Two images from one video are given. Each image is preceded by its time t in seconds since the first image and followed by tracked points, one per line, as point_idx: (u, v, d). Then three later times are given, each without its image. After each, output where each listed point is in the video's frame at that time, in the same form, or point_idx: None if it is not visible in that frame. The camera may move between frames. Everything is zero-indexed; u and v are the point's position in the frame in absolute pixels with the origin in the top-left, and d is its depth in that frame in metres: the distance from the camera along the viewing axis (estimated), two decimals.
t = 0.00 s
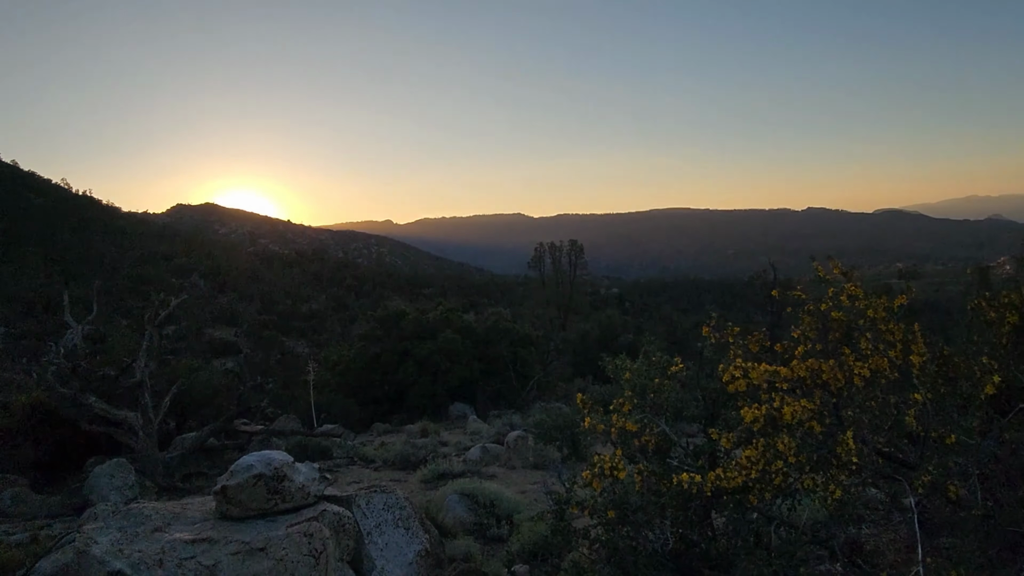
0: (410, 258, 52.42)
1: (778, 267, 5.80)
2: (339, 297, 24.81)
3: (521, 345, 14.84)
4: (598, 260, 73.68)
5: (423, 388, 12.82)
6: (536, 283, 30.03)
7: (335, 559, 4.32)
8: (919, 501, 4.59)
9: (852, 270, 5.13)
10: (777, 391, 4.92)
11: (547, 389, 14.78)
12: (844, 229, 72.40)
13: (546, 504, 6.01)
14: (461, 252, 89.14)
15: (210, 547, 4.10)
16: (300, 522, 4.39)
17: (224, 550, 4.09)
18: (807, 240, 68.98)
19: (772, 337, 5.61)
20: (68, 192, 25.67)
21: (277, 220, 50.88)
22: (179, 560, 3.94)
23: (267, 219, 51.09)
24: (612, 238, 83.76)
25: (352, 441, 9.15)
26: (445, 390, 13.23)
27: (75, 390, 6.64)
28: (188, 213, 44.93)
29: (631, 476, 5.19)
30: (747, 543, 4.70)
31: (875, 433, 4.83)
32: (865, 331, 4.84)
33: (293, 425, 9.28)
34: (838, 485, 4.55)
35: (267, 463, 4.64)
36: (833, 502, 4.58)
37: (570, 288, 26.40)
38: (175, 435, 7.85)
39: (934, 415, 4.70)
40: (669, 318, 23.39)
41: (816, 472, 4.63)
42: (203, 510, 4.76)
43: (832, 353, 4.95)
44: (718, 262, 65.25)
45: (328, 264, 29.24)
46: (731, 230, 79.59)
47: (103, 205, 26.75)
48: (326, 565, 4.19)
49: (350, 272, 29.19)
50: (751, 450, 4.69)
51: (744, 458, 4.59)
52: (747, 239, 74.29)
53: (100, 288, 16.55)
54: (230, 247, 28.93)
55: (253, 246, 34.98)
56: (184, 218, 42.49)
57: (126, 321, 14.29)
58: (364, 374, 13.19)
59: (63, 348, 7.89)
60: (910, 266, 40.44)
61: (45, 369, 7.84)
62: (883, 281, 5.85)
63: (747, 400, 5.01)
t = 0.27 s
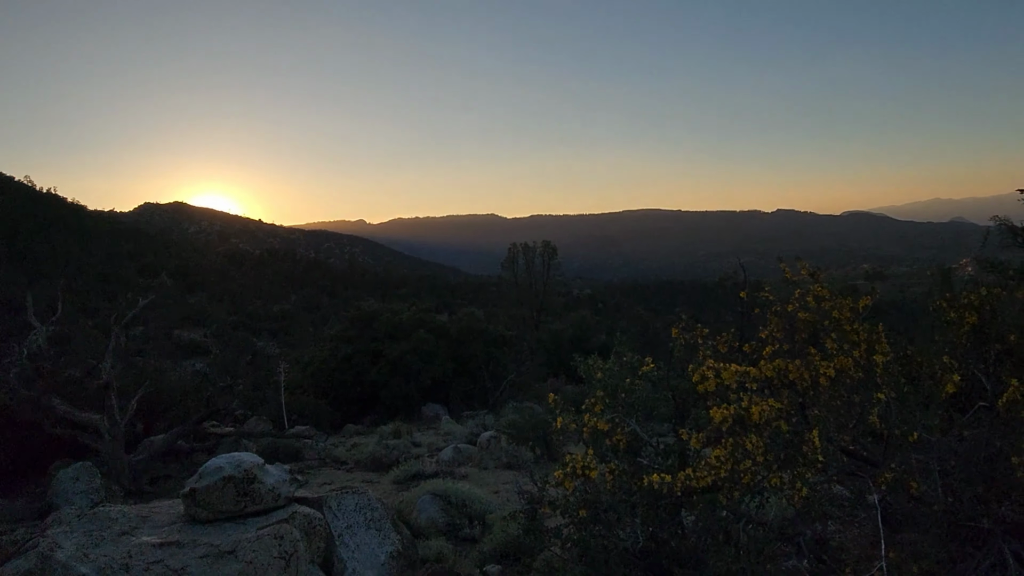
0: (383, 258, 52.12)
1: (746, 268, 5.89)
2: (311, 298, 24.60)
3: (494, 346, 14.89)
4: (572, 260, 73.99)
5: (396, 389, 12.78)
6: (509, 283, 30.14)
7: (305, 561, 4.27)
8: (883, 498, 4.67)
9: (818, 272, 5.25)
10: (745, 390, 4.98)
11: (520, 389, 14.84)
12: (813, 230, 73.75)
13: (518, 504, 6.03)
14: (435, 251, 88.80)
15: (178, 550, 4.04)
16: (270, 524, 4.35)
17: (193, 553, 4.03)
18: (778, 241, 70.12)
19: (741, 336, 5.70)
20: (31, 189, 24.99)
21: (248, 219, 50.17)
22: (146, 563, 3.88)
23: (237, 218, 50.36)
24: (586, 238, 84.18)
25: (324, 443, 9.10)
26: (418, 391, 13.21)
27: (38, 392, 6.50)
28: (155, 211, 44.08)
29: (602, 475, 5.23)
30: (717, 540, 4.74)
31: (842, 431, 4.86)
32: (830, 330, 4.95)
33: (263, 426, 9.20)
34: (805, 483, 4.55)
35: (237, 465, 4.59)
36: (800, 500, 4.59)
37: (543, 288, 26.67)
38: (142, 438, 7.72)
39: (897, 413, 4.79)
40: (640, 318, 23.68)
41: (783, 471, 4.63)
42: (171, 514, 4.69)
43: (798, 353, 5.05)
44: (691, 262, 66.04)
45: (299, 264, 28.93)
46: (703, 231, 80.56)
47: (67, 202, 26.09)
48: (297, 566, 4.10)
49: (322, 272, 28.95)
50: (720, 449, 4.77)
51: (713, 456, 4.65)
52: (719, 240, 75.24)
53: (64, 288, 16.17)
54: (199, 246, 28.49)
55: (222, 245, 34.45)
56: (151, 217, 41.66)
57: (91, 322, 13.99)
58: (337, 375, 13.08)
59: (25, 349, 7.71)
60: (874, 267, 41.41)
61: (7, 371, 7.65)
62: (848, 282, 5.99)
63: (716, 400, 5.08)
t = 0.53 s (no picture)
0: (370, 258, 51.93)
1: (730, 268, 5.93)
2: (297, 298, 24.47)
3: (480, 346, 14.88)
4: (560, 261, 74.04)
5: (382, 389, 12.75)
6: (496, 284, 30.13)
7: (289, 562, 4.24)
8: (864, 496, 4.70)
9: (801, 272, 5.29)
10: (729, 390, 5.02)
11: (507, 389, 14.84)
12: (798, 231, 74.36)
13: (503, 504, 6.05)
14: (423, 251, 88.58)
15: (159, 552, 4.01)
16: (253, 526, 4.32)
17: (174, 555, 3.99)
18: (764, 242, 70.56)
19: (725, 336, 5.74)
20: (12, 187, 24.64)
21: (233, 219, 49.79)
22: (127, 565, 3.84)
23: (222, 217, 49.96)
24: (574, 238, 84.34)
25: (309, 443, 9.06)
26: (405, 391, 13.18)
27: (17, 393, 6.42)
28: (139, 210, 43.62)
29: (587, 475, 5.25)
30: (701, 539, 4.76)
31: (824, 430, 4.93)
32: (814, 330, 5.00)
33: (248, 427, 9.15)
34: (788, 482, 4.62)
35: (220, 466, 4.55)
36: (783, 498, 4.66)
37: (530, 288, 26.69)
38: (124, 439, 7.65)
39: (879, 412, 4.83)
40: (626, 319, 23.74)
41: (767, 469, 4.69)
42: (153, 515, 4.65)
43: (782, 352, 5.09)
44: (678, 263, 66.38)
45: (285, 264, 28.74)
46: (690, 232, 80.93)
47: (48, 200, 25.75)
48: (280, 567, 4.09)
49: (308, 271, 28.80)
50: (704, 448, 4.80)
51: (698, 455, 4.68)
52: (706, 240, 75.59)
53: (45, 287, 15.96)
54: (183, 245, 28.24)
55: (207, 245, 34.16)
56: (135, 215, 41.22)
57: (73, 321, 13.83)
58: (322, 376, 13.01)
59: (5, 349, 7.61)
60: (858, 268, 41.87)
61: None
62: (831, 282, 6.04)
63: (700, 399, 5.11)
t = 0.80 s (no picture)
0: (364, 257, 51.87)
1: (722, 269, 5.94)
2: (290, 297, 24.43)
3: (474, 345, 14.88)
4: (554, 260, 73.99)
5: (374, 389, 12.75)
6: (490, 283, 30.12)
7: (277, 562, 4.24)
8: (854, 496, 4.70)
9: (792, 272, 5.29)
10: (719, 390, 5.02)
11: (499, 389, 14.84)
12: (793, 231, 74.52)
13: (494, 504, 6.07)
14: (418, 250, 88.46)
15: (147, 553, 4.01)
16: (241, 526, 4.32)
17: (162, 555, 4.00)
18: (759, 241, 70.65)
19: (716, 337, 5.75)
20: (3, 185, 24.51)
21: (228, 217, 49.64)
22: (114, 566, 3.85)
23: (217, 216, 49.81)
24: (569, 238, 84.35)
25: (301, 443, 9.06)
26: (397, 390, 13.18)
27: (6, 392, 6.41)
28: (131, 207, 43.44)
29: (577, 474, 5.25)
30: (691, 539, 4.76)
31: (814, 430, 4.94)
32: (804, 331, 5.01)
33: (239, 426, 9.14)
34: (778, 482, 4.62)
35: (208, 466, 4.55)
36: (772, 498, 4.67)
37: (524, 288, 26.67)
38: (115, 438, 7.64)
39: (868, 412, 4.83)
40: (620, 318, 23.74)
41: (757, 470, 4.70)
42: (140, 515, 4.65)
43: (772, 352, 5.10)
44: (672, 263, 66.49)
45: (278, 263, 28.66)
46: (685, 231, 80.99)
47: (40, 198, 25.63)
48: (269, 568, 4.08)
49: (301, 270, 28.75)
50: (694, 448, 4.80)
51: (688, 455, 4.68)
52: (701, 240, 75.64)
53: (35, 285, 15.89)
54: (175, 243, 28.15)
55: (200, 243, 34.05)
56: (127, 213, 41.03)
57: (63, 320, 13.77)
58: (314, 375, 12.98)
59: None
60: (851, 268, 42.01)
61: None
62: (821, 282, 6.05)
63: (691, 399, 5.11)
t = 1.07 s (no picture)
0: (364, 256, 51.89)
1: (717, 270, 5.94)
2: (288, 296, 24.45)
3: (471, 345, 14.90)
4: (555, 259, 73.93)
5: (371, 389, 12.77)
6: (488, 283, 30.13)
7: (270, 563, 4.27)
8: (848, 497, 4.68)
9: (787, 273, 5.28)
10: (713, 391, 5.02)
11: (497, 389, 14.85)
12: (794, 231, 74.43)
13: (489, 504, 6.09)
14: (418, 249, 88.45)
15: (138, 552, 4.03)
16: (234, 526, 4.34)
17: (154, 555, 4.02)
18: (760, 241, 70.54)
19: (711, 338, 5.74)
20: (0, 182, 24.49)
21: (226, 215, 49.65)
22: (105, 565, 3.87)
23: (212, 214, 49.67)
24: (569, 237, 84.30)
25: (298, 442, 9.07)
26: (394, 390, 13.19)
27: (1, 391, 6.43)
28: (130, 206, 43.46)
29: (572, 475, 5.25)
30: (685, 540, 4.75)
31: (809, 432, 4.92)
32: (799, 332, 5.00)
33: (236, 426, 9.16)
34: (772, 484, 4.61)
35: (201, 465, 4.56)
36: (766, 500, 4.65)
37: (522, 288, 26.64)
38: (110, 437, 7.66)
39: (863, 413, 4.81)
40: (618, 319, 23.72)
41: (751, 471, 4.68)
42: (132, 515, 4.66)
43: (766, 354, 5.10)
44: (672, 263, 66.44)
45: (277, 262, 28.68)
46: (686, 231, 80.89)
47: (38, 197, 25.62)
48: (261, 569, 4.13)
49: (299, 270, 28.76)
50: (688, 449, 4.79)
51: (681, 457, 4.67)
52: (702, 240, 75.53)
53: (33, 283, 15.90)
54: (174, 243, 28.17)
55: (199, 242, 34.06)
56: (126, 212, 41.03)
57: (61, 319, 13.79)
58: (311, 374, 12.99)
59: None
60: (850, 269, 42.01)
61: None
62: (817, 283, 6.04)
63: (685, 400, 5.11)
